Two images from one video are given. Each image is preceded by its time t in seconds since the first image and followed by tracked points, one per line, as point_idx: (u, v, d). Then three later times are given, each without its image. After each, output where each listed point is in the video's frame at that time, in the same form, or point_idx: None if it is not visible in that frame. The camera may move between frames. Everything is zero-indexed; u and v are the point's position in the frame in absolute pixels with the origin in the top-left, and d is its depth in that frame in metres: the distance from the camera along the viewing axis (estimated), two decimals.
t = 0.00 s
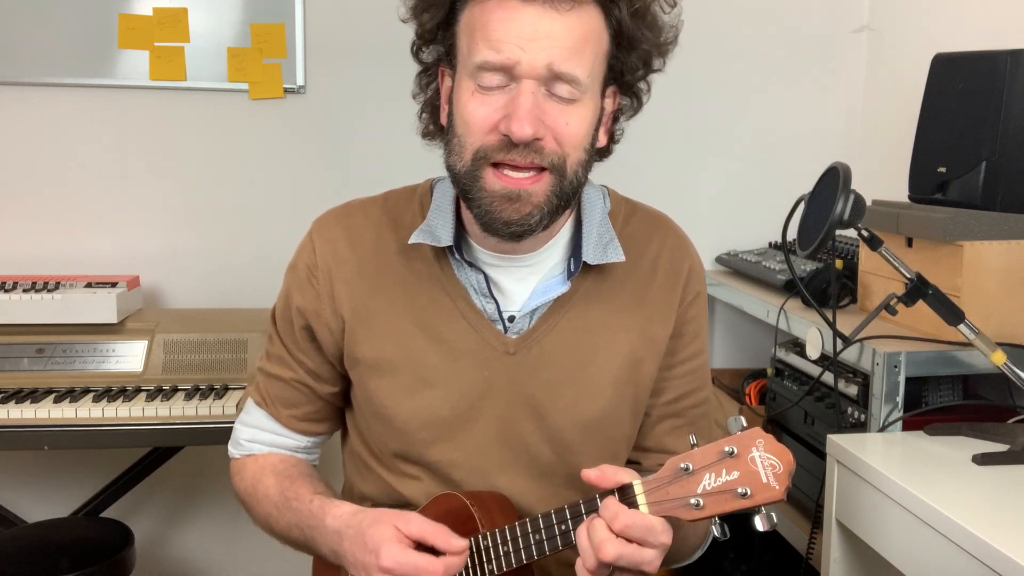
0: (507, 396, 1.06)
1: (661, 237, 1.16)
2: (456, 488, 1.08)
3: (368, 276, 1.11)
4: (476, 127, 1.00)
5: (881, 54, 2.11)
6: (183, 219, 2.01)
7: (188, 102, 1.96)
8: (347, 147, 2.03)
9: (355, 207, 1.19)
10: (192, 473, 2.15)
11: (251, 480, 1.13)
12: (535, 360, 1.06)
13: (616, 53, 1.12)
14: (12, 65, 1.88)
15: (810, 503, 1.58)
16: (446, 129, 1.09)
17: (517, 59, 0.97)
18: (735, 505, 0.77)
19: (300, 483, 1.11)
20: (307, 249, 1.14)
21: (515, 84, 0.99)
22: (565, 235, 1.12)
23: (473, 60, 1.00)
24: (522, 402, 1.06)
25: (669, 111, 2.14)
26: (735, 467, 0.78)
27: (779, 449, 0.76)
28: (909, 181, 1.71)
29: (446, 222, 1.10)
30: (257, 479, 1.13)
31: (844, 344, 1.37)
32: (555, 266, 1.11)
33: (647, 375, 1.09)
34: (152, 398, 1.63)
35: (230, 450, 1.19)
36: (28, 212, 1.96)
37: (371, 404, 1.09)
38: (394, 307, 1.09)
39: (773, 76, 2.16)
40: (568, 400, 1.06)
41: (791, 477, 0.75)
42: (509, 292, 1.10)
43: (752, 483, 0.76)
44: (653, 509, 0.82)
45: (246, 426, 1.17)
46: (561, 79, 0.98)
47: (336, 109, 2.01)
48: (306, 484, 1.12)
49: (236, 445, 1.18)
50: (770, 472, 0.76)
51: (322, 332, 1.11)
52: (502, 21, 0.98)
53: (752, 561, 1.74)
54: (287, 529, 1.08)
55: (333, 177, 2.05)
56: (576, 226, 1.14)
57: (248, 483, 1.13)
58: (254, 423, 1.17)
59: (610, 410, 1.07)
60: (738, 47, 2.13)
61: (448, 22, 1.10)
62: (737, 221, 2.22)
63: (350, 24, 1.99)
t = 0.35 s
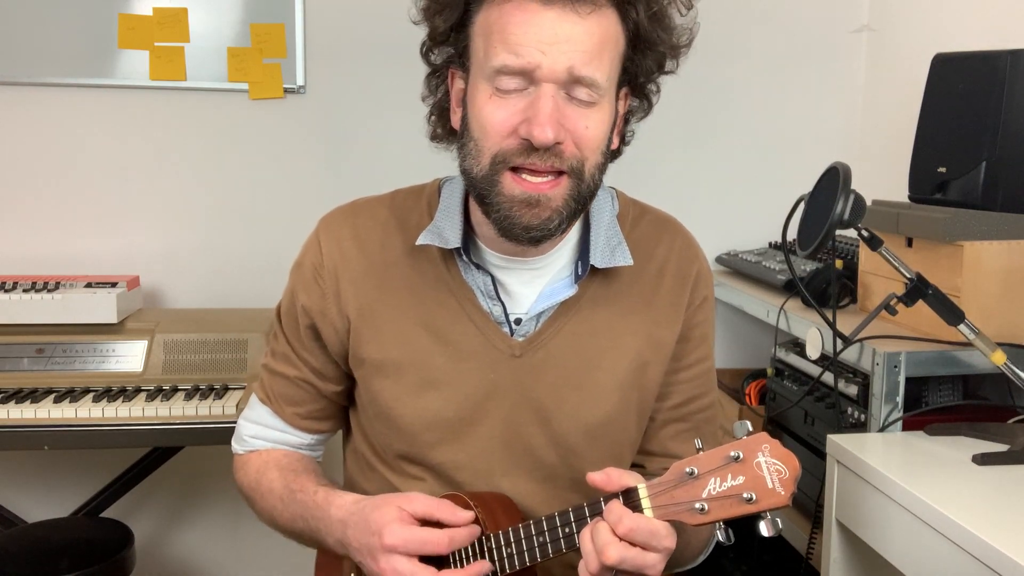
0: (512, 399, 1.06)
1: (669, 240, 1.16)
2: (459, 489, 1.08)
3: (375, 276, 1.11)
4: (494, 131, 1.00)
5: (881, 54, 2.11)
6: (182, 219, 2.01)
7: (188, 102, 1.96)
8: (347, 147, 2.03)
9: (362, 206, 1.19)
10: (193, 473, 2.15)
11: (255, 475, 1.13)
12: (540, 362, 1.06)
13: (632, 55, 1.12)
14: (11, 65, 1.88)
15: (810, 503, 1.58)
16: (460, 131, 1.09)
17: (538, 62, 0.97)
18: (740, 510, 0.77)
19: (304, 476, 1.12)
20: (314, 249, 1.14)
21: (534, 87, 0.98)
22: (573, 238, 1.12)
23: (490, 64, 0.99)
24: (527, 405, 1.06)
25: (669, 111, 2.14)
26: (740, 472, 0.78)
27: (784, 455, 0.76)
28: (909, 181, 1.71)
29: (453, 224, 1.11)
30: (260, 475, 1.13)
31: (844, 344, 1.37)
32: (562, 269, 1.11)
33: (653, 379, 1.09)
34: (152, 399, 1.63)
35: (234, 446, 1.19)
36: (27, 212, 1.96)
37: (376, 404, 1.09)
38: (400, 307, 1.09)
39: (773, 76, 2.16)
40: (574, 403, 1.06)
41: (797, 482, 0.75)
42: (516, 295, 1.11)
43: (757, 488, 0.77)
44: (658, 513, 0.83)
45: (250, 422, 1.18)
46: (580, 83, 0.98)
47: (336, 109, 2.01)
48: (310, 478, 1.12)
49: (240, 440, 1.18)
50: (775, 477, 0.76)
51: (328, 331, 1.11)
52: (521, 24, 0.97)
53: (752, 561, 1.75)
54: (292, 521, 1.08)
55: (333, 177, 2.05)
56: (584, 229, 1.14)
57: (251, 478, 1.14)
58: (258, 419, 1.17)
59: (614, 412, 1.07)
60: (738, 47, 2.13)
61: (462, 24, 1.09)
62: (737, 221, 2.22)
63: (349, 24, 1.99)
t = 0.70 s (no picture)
0: (517, 398, 1.06)
1: (674, 242, 1.16)
2: (461, 488, 1.08)
3: (380, 274, 1.11)
4: (487, 127, 1.00)
5: (881, 54, 2.11)
6: (183, 219, 2.01)
7: (188, 102, 1.96)
8: (347, 147, 2.03)
9: (369, 203, 1.19)
10: (193, 473, 2.15)
11: (258, 472, 1.13)
12: (545, 363, 1.06)
13: (634, 57, 1.12)
14: (11, 65, 1.88)
15: (811, 503, 1.58)
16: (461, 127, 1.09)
17: (531, 61, 0.97)
18: (744, 512, 0.76)
19: (309, 476, 1.12)
20: (320, 245, 1.14)
21: (528, 85, 0.98)
22: (579, 239, 1.12)
23: (488, 60, 0.99)
24: (532, 405, 1.06)
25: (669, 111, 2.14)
26: (744, 474, 0.78)
27: (788, 457, 0.75)
28: (909, 181, 1.71)
29: (460, 222, 1.10)
30: (264, 471, 1.13)
31: (844, 344, 1.37)
32: (567, 269, 1.11)
33: (656, 381, 1.09)
34: (152, 399, 1.63)
35: (236, 443, 1.19)
36: (28, 212, 1.96)
37: (380, 402, 1.09)
38: (405, 306, 1.09)
39: (773, 76, 2.16)
40: (578, 404, 1.06)
41: (801, 485, 0.75)
42: (522, 295, 1.10)
43: (761, 490, 0.76)
44: (662, 515, 0.82)
45: (253, 418, 1.17)
46: (574, 83, 0.98)
47: (336, 109, 2.01)
48: (316, 477, 1.12)
49: (241, 436, 1.18)
50: (780, 480, 0.75)
51: (333, 329, 1.11)
52: (518, 21, 0.97)
53: (752, 560, 1.74)
54: (294, 521, 1.08)
55: (333, 177, 2.05)
56: (590, 230, 1.13)
57: (254, 475, 1.13)
58: (261, 416, 1.17)
59: (617, 412, 1.07)
60: (738, 47, 2.13)
61: (468, 21, 1.10)
62: (737, 221, 2.22)
63: (349, 24, 1.99)
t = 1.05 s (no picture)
0: (515, 397, 1.06)
1: (671, 242, 1.16)
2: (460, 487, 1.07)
3: (379, 273, 1.11)
4: (499, 136, 1.00)
5: (881, 54, 2.11)
6: (183, 218, 2.01)
7: (188, 102, 1.96)
8: (348, 147, 2.04)
9: (368, 203, 1.19)
10: (193, 473, 2.15)
11: (257, 475, 1.13)
12: (543, 361, 1.06)
13: (639, 61, 1.12)
14: (11, 65, 1.88)
15: (811, 503, 1.58)
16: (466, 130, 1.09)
17: (544, 70, 0.96)
18: (741, 504, 0.77)
19: (309, 478, 1.12)
20: (319, 244, 1.14)
21: (540, 94, 0.98)
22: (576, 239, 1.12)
23: (498, 69, 0.99)
24: (530, 404, 1.06)
25: (669, 111, 2.14)
26: (740, 467, 0.78)
27: (784, 449, 0.76)
28: (909, 180, 1.71)
29: (459, 222, 1.10)
30: (264, 474, 1.13)
31: (844, 345, 1.37)
32: (565, 268, 1.11)
33: (653, 379, 1.09)
34: (152, 399, 1.63)
35: (235, 444, 1.19)
36: (28, 212, 1.96)
37: (379, 401, 1.09)
38: (404, 305, 1.09)
39: (773, 76, 2.16)
40: (575, 403, 1.06)
41: (796, 476, 0.75)
42: (520, 294, 1.10)
43: (756, 482, 0.77)
44: (659, 508, 0.82)
45: (251, 420, 1.17)
46: (586, 91, 0.98)
47: (336, 109, 2.01)
48: (315, 479, 1.12)
49: (240, 438, 1.18)
50: (775, 472, 0.76)
51: (332, 328, 1.11)
52: (529, 31, 0.97)
53: (752, 560, 1.74)
54: (294, 523, 1.08)
55: (333, 177, 2.05)
56: (587, 230, 1.13)
57: (253, 477, 1.13)
58: (259, 417, 1.17)
59: (615, 412, 1.07)
60: (738, 47, 2.13)
61: (472, 27, 1.09)
62: (737, 222, 2.22)
63: (349, 24, 1.99)
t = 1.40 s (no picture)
0: (513, 391, 1.06)
1: (665, 232, 1.17)
2: (459, 485, 1.08)
3: (376, 270, 1.11)
4: (514, 130, 0.99)
5: (881, 54, 2.11)
6: (182, 218, 2.01)
7: (188, 102, 1.96)
8: (348, 147, 2.04)
9: (364, 200, 1.19)
10: (193, 473, 2.15)
11: (256, 477, 1.13)
12: (540, 354, 1.06)
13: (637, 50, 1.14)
14: (11, 65, 1.88)
15: (811, 502, 1.58)
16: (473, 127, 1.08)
17: (559, 63, 0.96)
18: (738, 505, 0.76)
19: (307, 483, 1.12)
20: (316, 242, 1.14)
21: (554, 87, 0.98)
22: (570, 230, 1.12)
23: (511, 64, 0.98)
24: (527, 398, 1.06)
25: (669, 111, 2.14)
26: (738, 467, 0.78)
27: (782, 450, 0.75)
28: (909, 180, 1.71)
29: (455, 217, 1.10)
30: (262, 477, 1.13)
31: (844, 344, 1.37)
32: (561, 261, 1.11)
33: (651, 369, 1.09)
34: (152, 399, 1.63)
35: (234, 446, 1.19)
36: (27, 212, 1.96)
37: (377, 397, 1.09)
38: (402, 301, 1.09)
39: (773, 76, 2.16)
40: (574, 395, 1.06)
41: (794, 477, 0.74)
42: (516, 287, 1.10)
43: (755, 482, 0.76)
44: (655, 508, 0.82)
45: (250, 421, 1.17)
46: (599, 83, 0.98)
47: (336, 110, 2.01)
48: (314, 484, 1.12)
49: (239, 440, 1.18)
50: (773, 472, 0.75)
51: (330, 324, 1.11)
52: (543, 25, 0.97)
53: (752, 560, 1.74)
54: (293, 528, 1.08)
55: (333, 177, 2.05)
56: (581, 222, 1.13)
57: (252, 479, 1.13)
58: (258, 418, 1.17)
59: (612, 409, 1.07)
60: (738, 46, 2.13)
61: (475, 21, 1.09)
62: (737, 222, 2.22)
63: (349, 24, 1.99)
